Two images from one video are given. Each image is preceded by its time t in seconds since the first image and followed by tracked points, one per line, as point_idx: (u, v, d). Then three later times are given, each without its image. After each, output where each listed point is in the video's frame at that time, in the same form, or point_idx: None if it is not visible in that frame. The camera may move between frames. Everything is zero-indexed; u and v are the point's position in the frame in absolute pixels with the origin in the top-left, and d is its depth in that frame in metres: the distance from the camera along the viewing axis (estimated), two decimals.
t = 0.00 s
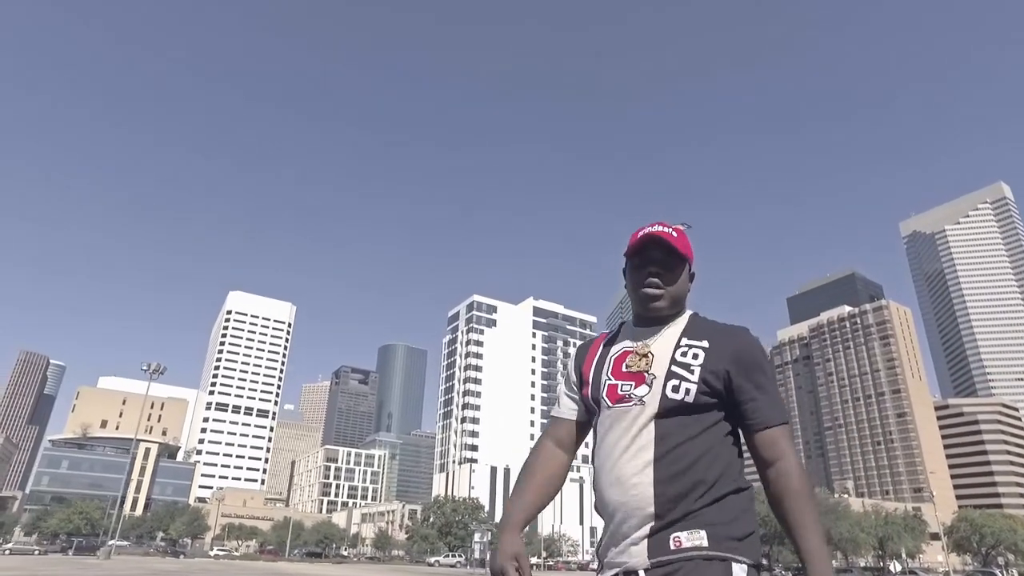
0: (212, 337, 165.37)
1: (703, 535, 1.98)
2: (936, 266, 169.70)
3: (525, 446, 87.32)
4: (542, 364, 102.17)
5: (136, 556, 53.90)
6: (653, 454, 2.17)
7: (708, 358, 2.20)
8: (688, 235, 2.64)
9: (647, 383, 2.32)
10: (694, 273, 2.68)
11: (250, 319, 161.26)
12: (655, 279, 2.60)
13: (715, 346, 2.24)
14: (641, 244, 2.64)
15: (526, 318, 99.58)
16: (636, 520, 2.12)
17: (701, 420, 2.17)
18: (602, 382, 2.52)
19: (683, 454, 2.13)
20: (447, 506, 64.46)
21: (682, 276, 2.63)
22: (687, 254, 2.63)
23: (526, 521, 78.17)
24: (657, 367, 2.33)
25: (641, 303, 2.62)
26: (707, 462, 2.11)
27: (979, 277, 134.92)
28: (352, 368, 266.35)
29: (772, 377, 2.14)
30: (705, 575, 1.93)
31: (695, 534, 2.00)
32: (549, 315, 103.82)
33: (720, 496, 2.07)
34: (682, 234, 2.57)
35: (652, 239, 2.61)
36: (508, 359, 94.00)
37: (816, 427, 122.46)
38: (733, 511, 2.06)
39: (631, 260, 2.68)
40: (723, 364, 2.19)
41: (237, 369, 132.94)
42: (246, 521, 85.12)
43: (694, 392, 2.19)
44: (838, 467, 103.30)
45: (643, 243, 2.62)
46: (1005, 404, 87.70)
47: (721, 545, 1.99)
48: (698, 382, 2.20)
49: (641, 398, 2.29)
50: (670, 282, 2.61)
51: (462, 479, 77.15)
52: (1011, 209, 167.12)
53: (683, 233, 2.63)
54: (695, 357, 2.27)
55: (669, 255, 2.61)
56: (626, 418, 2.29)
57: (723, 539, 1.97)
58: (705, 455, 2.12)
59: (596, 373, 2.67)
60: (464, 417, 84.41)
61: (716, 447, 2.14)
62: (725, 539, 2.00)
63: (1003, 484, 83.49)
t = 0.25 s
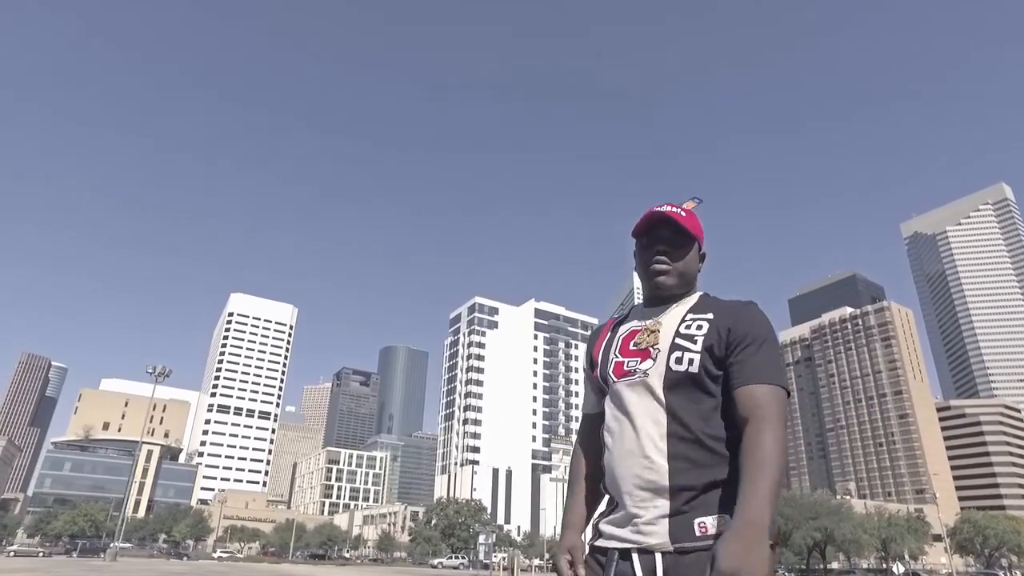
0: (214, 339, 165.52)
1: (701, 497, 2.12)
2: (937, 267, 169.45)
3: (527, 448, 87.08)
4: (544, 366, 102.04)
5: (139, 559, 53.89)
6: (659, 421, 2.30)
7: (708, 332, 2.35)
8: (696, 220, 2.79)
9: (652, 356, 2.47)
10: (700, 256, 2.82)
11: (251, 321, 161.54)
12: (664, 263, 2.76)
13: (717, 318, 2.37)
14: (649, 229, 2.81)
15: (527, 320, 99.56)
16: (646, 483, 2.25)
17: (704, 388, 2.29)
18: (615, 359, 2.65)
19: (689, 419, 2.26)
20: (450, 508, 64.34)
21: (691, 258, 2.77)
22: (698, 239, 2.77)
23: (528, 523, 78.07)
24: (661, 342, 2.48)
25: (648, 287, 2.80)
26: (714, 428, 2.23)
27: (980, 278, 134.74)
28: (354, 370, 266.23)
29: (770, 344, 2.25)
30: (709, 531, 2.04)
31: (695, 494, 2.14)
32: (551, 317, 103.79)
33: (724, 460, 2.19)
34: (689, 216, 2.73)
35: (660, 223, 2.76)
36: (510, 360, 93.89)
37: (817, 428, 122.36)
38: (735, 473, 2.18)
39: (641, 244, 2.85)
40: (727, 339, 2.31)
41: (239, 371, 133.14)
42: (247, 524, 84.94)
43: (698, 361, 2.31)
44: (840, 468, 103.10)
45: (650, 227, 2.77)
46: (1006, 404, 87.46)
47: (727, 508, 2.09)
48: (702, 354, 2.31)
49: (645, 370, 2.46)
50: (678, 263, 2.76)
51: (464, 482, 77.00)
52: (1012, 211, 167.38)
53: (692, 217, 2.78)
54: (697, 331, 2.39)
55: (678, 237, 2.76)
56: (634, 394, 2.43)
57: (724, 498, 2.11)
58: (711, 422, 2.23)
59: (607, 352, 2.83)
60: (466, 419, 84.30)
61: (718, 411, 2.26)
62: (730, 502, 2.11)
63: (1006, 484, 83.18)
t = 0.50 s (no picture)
0: (215, 341, 165.47)
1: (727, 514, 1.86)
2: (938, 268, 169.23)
3: (529, 448, 87.10)
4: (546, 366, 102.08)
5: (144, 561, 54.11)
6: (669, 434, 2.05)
7: (713, 335, 2.14)
8: (690, 225, 2.62)
9: (654, 368, 2.24)
10: (694, 259, 2.65)
11: (253, 323, 161.84)
12: (657, 264, 2.56)
13: (720, 322, 2.18)
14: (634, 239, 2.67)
15: (529, 321, 99.63)
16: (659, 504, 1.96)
17: (712, 395, 2.07)
18: (611, 372, 2.43)
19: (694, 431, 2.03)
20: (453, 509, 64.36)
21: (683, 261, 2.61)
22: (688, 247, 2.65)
23: (530, 524, 78.06)
24: (665, 349, 2.26)
25: (639, 295, 2.63)
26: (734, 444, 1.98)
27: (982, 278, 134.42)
28: (355, 372, 265.92)
29: (776, 344, 2.07)
30: (737, 556, 1.79)
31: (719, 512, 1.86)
32: (552, 318, 103.75)
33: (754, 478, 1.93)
34: (683, 215, 2.55)
35: (650, 227, 2.60)
36: (512, 362, 93.99)
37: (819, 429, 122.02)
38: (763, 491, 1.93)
39: (634, 249, 2.66)
40: (732, 347, 2.13)
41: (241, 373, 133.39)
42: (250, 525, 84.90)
43: (705, 373, 2.09)
44: (842, 469, 102.74)
45: (642, 234, 2.60)
46: (1009, 404, 87.12)
47: (751, 530, 1.85)
48: (707, 361, 2.10)
49: (650, 380, 2.23)
50: (672, 264, 2.56)
51: (466, 483, 77.11)
52: (1012, 212, 167.46)
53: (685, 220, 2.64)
54: (699, 337, 2.18)
55: (671, 240, 2.59)
56: (632, 405, 2.22)
57: (742, 518, 1.85)
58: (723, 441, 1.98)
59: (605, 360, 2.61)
60: (468, 420, 84.40)
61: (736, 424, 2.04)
62: (750, 522, 1.87)
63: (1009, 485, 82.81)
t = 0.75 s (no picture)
0: (223, 343, 166.07)
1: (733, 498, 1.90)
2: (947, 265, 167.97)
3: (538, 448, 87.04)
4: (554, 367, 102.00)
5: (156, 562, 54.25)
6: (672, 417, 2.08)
7: (714, 321, 2.18)
8: (681, 209, 2.67)
9: (656, 352, 2.23)
10: (683, 246, 2.69)
11: (261, 325, 162.35)
12: (651, 247, 2.59)
13: (721, 309, 2.23)
14: (629, 223, 2.70)
15: (537, 321, 99.62)
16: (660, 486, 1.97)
17: (708, 381, 2.11)
18: (609, 357, 2.41)
19: (696, 419, 2.05)
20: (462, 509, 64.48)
21: (675, 244, 2.65)
22: (681, 229, 2.69)
23: (539, 525, 77.69)
24: (665, 335, 2.26)
25: (633, 276, 2.63)
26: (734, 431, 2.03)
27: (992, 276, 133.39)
28: (362, 373, 265.93)
29: (769, 329, 2.12)
30: (739, 539, 1.83)
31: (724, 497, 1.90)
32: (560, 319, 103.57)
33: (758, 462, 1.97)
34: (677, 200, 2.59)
35: (646, 210, 2.63)
36: (520, 362, 94.03)
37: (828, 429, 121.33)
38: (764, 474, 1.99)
39: (628, 237, 2.67)
40: (732, 329, 2.17)
41: (249, 374, 133.80)
42: (260, 526, 85.22)
43: (706, 356, 2.14)
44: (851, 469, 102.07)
45: (638, 216, 2.63)
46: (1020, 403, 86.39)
47: (752, 513, 1.89)
48: (710, 349, 2.13)
49: (652, 364, 2.22)
50: (664, 249, 2.60)
51: (475, 483, 77.14)
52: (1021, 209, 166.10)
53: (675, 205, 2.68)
54: (700, 321, 2.22)
55: (664, 227, 2.62)
56: (632, 386, 2.23)
57: (744, 502, 1.88)
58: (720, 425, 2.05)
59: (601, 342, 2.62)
60: (477, 421, 84.58)
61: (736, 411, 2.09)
62: (751, 506, 1.92)
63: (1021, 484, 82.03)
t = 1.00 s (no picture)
0: (247, 347, 168.08)
1: (760, 497, 1.90)
2: (976, 260, 163.81)
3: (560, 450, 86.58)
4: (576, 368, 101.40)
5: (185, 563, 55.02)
6: (703, 413, 2.07)
7: (750, 315, 2.15)
8: (718, 188, 2.56)
9: (687, 342, 2.21)
10: (718, 233, 2.62)
11: (283, 329, 164.18)
12: (685, 238, 2.51)
13: (757, 300, 2.18)
14: (662, 205, 2.61)
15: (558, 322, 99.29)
16: (688, 479, 2.00)
17: (743, 376, 2.10)
18: (637, 344, 2.36)
19: (728, 413, 2.05)
20: (487, 511, 64.67)
21: (711, 230, 2.57)
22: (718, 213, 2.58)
23: (562, 526, 77.56)
24: (697, 325, 2.24)
25: (663, 262, 2.59)
26: (767, 425, 2.03)
27: None
28: (383, 376, 266.29)
29: (803, 325, 2.09)
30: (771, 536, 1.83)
31: (755, 495, 1.90)
32: (581, 319, 103.02)
33: (791, 460, 1.97)
34: (711, 185, 2.50)
35: (680, 195, 2.55)
36: (541, 365, 93.81)
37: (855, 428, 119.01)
38: (797, 472, 1.98)
39: (660, 219, 2.61)
40: (771, 319, 2.11)
41: (273, 377, 135.54)
42: (286, 527, 86.19)
43: (740, 348, 2.10)
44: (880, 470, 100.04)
45: (672, 198, 2.54)
46: None
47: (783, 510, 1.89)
48: (740, 344, 2.12)
49: (682, 356, 2.20)
50: (701, 238, 2.51)
51: (498, 484, 77.07)
52: None
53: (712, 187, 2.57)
54: (734, 313, 2.18)
55: (699, 213, 2.55)
56: (661, 379, 2.20)
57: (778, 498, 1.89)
58: (755, 419, 2.03)
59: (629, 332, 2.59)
60: (499, 422, 84.61)
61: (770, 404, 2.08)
62: (781, 497, 1.93)
63: None
